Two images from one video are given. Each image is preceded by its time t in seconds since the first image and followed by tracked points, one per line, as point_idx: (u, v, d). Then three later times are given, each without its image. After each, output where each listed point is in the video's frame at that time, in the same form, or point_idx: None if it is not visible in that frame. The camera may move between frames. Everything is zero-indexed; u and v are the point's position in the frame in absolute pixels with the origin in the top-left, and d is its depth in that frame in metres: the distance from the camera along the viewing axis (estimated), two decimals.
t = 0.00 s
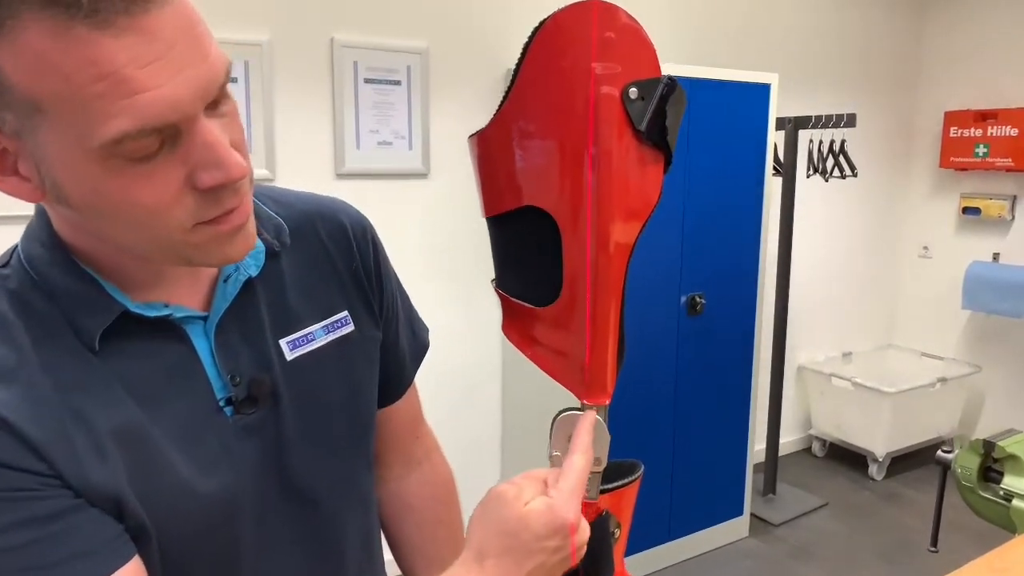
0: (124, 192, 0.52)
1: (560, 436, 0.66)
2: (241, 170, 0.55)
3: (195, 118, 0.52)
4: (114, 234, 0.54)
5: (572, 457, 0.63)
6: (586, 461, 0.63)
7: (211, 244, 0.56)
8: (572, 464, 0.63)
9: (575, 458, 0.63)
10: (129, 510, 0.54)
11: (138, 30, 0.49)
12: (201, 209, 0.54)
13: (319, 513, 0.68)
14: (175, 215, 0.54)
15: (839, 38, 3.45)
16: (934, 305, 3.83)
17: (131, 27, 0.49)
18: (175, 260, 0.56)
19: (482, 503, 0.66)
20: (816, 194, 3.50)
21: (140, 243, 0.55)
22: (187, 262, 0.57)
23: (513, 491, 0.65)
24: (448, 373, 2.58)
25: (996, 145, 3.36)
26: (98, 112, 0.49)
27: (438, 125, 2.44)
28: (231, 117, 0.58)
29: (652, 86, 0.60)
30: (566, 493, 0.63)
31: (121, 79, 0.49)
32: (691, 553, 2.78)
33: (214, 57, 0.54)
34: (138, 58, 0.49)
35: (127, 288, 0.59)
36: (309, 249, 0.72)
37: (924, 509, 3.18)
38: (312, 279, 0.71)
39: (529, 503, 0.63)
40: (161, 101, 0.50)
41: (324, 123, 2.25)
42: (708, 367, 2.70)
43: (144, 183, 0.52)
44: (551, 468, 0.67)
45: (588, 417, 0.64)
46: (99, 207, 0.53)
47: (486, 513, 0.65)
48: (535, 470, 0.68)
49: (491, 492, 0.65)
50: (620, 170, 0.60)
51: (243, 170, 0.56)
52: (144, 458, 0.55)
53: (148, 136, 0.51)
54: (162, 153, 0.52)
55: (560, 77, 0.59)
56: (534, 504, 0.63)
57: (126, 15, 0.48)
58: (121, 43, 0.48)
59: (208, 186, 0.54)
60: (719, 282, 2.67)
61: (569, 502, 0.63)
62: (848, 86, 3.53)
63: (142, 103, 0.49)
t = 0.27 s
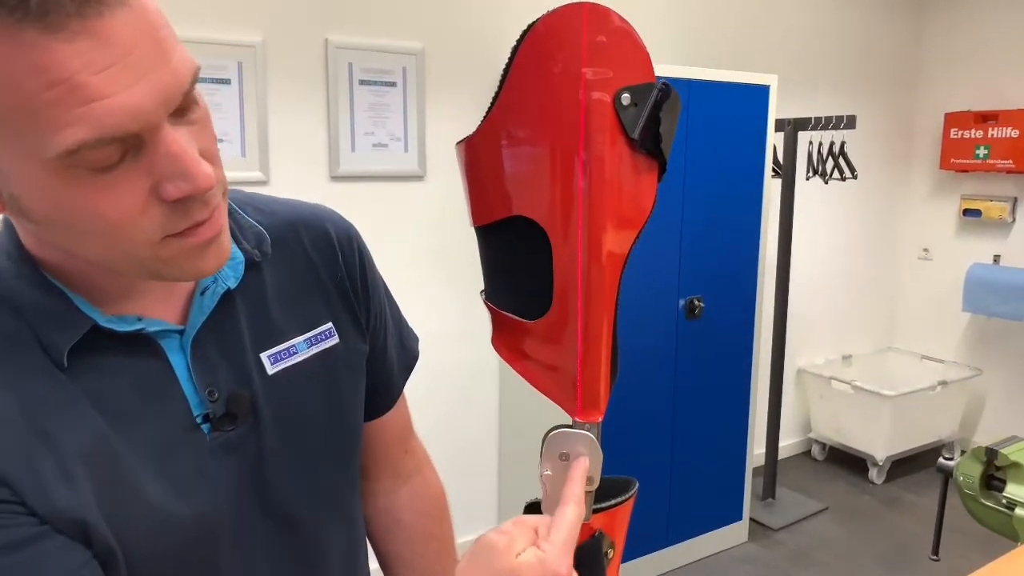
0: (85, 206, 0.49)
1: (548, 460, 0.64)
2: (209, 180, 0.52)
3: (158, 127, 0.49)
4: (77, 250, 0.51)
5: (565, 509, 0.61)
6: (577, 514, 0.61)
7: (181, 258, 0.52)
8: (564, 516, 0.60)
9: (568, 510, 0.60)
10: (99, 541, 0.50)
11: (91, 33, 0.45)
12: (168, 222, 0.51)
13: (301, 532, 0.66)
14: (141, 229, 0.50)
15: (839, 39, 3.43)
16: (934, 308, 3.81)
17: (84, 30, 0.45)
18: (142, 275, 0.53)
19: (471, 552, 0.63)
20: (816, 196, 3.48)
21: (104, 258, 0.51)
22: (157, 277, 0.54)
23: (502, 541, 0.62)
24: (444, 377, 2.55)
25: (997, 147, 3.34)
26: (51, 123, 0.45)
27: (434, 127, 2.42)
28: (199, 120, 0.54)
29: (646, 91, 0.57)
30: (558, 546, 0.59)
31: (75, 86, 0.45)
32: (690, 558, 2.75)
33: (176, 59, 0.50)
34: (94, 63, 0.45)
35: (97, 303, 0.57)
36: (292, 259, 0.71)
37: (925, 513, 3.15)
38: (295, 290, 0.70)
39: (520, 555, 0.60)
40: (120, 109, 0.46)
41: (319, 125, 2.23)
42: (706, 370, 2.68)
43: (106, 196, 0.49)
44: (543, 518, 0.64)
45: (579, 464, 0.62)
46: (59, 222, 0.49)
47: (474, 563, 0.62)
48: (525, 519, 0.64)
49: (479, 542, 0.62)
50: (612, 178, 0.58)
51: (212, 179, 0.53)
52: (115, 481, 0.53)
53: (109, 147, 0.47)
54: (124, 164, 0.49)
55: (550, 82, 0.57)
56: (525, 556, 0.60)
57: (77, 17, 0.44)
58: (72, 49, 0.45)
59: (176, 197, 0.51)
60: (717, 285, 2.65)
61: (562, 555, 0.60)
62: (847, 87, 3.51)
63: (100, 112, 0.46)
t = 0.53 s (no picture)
0: (52, 207, 0.47)
1: (545, 482, 0.61)
2: (184, 181, 0.50)
3: (126, 125, 0.47)
4: (48, 253, 0.49)
5: (560, 546, 0.59)
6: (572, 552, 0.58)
7: (154, 263, 0.50)
8: (559, 554, 0.58)
9: (563, 548, 0.58)
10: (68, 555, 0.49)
11: (51, 27, 0.43)
12: (141, 226, 0.49)
13: (287, 544, 0.64)
14: (112, 233, 0.48)
15: (840, 38, 3.41)
16: (935, 308, 3.78)
17: (43, 23, 0.43)
18: (116, 281, 0.51)
19: None
20: (817, 196, 3.46)
21: (74, 263, 0.49)
22: (132, 283, 0.51)
23: None
24: (441, 378, 2.53)
25: (999, 147, 3.32)
26: (12, 121, 0.43)
27: (431, 127, 2.40)
28: (175, 116, 0.52)
29: (645, 89, 0.55)
30: None
31: (34, 82, 0.43)
32: (689, 561, 2.73)
33: (146, 52, 0.48)
34: (54, 58, 0.43)
35: (73, 307, 0.55)
36: (279, 262, 0.69)
37: (926, 516, 3.13)
38: (282, 294, 0.68)
39: None
40: (83, 106, 0.44)
41: (315, 124, 2.21)
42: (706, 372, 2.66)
43: (75, 197, 0.47)
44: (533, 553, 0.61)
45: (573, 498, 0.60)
46: (27, 224, 0.47)
47: None
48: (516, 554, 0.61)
49: None
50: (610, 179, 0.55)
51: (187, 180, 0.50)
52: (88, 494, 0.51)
53: (73, 147, 0.45)
54: (93, 164, 0.47)
55: (545, 79, 0.54)
56: None
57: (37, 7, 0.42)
58: (30, 41, 0.42)
59: (149, 200, 0.48)
60: (718, 286, 2.63)
61: None
62: (848, 87, 3.49)
63: (61, 109, 0.44)
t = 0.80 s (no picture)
0: (21, 189, 0.45)
1: (544, 484, 0.59)
2: (159, 164, 0.47)
3: (97, 102, 0.44)
4: (20, 238, 0.47)
5: (553, 558, 0.56)
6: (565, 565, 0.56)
7: (128, 250, 0.48)
8: (552, 567, 0.56)
9: (556, 560, 0.56)
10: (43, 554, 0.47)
11: None
12: (114, 210, 0.47)
13: (276, 543, 0.62)
14: (85, 216, 0.46)
15: (841, 35, 3.39)
16: (936, 307, 3.77)
17: None
18: (91, 269, 0.49)
19: None
20: (818, 195, 3.44)
21: (47, 248, 0.47)
22: (108, 272, 0.49)
23: None
24: (439, 377, 2.51)
25: (1001, 144, 3.30)
26: None
27: (430, 123, 2.38)
28: (152, 98, 0.50)
29: (645, 70, 0.53)
30: None
31: None
32: (690, 561, 2.71)
33: (120, 29, 0.46)
34: (21, 30, 0.41)
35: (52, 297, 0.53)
36: (268, 252, 0.67)
37: (928, 515, 3.11)
38: (271, 285, 0.66)
39: None
40: (51, 82, 0.42)
41: (312, 120, 2.19)
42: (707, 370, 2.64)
43: (45, 178, 0.45)
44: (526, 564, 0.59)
45: (568, 507, 0.58)
46: None
47: None
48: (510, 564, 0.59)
49: None
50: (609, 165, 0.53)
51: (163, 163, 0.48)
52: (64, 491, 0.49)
53: (41, 124, 0.43)
54: (63, 144, 0.45)
55: (542, 59, 0.52)
56: None
57: None
58: None
59: (121, 183, 0.46)
60: (719, 285, 2.61)
61: None
62: (849, 84, 3.47)
63: (28, 83, 0.42)
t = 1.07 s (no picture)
0: None
1: (548, 471, 0.57)
2: (144, 127, 0.45)
3: (78, 60, 0.43)
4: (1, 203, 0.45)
5: (558, 550, 0.54)
6: (571, 557, 0.54)
7: (114, 217, 0.46)
8: (557, 559, 0.54)
9: (560, 552, 0.54)
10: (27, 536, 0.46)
11: None
12: (97, 176, 0.44)
13: (268, 529, 0.61)
14: (67, 181, 0.44)
15: (842, 30, 3.37)
16: (938, 304, 3.75)
17: None
18: (74, 238, 0.47)
19: None
20: (820, 190, 3.42)
21: (28, 215, 0.45)
22: (92, 241, 0.47)
23: None
24: (440, 372, 2.49)
25: (1004, 140, 3.28)
26: None
27: (429, 117, 2.36)
28: (138, 60, 0.48)
29: (654, 36, 0.51)
30: None
31: None
32: (690, 559, 2.68)
33: None
34: None
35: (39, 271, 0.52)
36: (263, 230, 0.65)
37: (930, 513, 3.09)
38: (266, 264, 0.64)
39: None
40: (28, 35, 0.40)
41: (310, 112, 2.17)
42: (708, 366, 2.62)
43: (24, 139, 0.43)
44: (529, 556, 0.58)
45: (572, 496, 0.56)
46: None
47: None
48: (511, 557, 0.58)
49: None
50: (616, 137, 0.51)
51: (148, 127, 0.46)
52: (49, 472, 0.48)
53: (18, 81, 0.41)
54: (43, 104, 0.43)
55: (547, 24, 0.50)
56: None
57: None
58: None
59: (103, 146, 0.44)
60: (721, 282, 2.60)
61: None
62: (850, 79, 3.45)
63: (5, 36, 0.40)
